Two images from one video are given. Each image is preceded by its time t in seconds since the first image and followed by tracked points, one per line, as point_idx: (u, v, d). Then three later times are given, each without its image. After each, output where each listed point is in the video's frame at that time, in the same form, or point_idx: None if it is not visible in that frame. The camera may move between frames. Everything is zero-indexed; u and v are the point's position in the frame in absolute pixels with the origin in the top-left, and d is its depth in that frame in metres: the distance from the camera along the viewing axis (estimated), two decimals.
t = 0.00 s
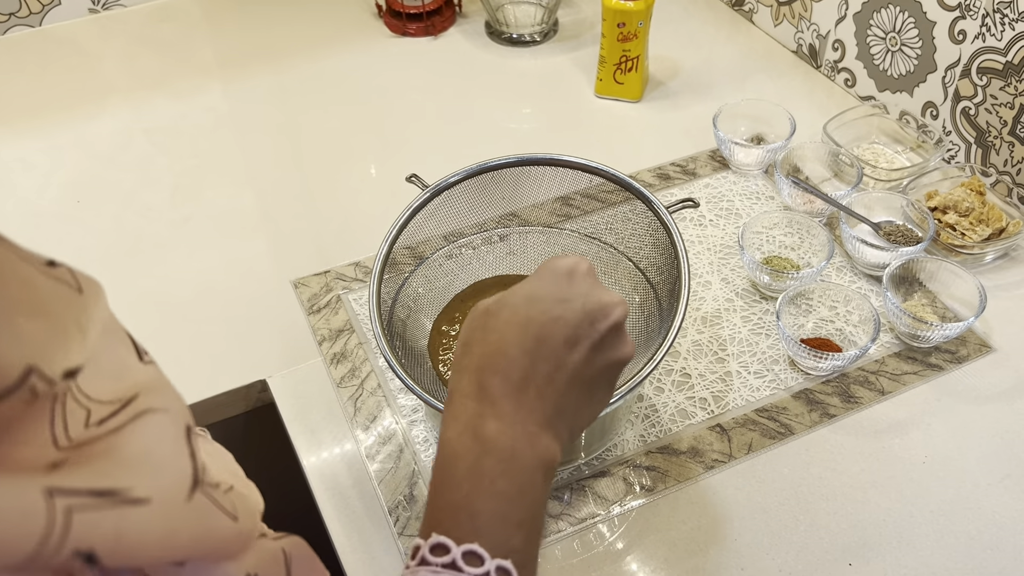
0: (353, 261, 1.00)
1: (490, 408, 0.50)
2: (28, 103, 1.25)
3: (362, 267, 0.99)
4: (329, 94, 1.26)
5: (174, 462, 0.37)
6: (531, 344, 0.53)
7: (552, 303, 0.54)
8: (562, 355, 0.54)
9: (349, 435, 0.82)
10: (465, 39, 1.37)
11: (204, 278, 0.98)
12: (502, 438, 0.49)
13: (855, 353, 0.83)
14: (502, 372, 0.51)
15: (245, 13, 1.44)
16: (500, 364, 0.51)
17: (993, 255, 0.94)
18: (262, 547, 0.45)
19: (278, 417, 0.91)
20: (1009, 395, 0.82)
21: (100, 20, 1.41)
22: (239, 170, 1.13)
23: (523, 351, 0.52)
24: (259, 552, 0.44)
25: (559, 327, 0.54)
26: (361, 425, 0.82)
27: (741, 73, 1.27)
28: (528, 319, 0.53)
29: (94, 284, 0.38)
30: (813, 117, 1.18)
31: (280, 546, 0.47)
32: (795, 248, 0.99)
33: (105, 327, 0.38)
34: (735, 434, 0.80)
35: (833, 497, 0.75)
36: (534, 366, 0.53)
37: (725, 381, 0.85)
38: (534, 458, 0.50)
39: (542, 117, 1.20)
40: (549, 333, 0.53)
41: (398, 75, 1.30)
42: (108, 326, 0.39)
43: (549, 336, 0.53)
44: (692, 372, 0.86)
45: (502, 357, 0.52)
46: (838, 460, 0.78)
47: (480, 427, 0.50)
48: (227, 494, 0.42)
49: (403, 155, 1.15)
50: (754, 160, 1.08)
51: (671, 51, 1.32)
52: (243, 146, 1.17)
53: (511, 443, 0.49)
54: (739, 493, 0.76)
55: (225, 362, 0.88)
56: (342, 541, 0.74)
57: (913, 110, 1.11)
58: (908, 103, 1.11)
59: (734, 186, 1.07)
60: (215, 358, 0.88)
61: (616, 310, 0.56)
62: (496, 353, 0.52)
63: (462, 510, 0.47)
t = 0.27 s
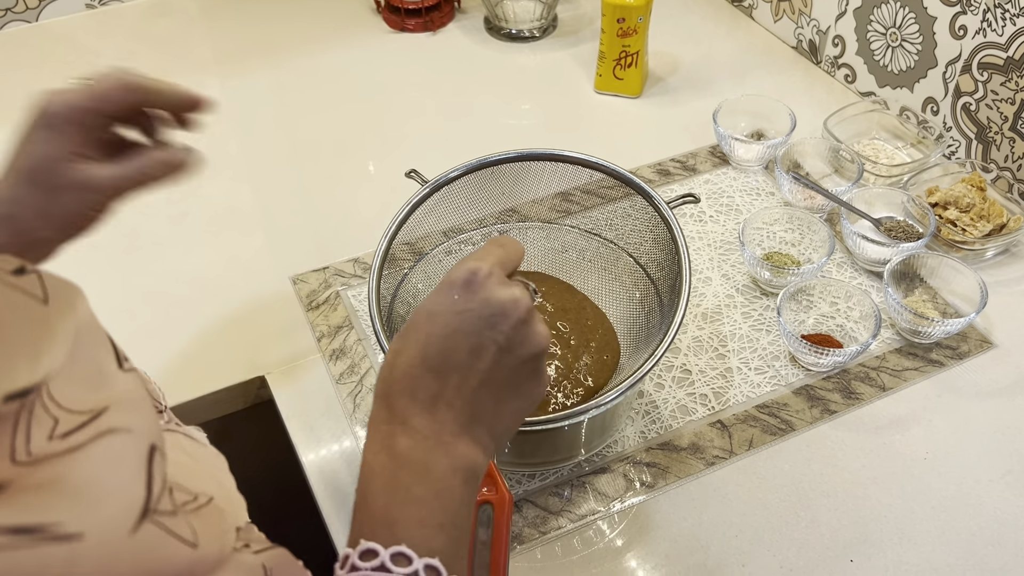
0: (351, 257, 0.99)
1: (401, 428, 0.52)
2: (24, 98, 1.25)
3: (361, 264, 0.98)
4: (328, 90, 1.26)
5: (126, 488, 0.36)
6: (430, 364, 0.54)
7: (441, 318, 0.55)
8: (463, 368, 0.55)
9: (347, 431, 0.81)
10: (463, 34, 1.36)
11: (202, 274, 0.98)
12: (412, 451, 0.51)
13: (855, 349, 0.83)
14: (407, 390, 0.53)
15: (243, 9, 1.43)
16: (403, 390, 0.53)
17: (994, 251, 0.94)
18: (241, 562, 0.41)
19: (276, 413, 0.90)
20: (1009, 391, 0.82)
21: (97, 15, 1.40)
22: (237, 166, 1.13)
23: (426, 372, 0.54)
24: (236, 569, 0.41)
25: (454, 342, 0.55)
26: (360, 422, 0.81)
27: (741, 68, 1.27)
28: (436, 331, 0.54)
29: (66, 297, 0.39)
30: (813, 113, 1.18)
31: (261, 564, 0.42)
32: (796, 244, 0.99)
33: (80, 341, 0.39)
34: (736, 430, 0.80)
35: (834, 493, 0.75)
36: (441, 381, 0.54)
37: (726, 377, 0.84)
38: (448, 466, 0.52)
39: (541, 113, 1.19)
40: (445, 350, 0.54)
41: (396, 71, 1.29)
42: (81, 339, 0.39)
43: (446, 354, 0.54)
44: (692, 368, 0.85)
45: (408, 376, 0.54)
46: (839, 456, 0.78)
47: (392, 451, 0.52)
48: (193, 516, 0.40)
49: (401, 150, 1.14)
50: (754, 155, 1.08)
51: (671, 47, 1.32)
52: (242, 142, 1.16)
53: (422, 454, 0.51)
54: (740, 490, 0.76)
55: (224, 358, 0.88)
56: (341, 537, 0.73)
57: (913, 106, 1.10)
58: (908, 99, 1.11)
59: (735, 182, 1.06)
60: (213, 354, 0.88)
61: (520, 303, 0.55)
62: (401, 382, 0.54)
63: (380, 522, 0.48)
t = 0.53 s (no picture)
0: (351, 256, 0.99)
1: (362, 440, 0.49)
2: (22, 96, 1.24)
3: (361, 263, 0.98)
4: (327, 88, 1.25)
5: (27, 547, 0.32)
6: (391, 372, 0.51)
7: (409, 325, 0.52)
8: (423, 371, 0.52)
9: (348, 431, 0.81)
10: (463, 32, 1.36)
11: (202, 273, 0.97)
12: (380, 466, 0.48)
13: (856, 348, 0.83)
14: (379, 400, 0.50)
15: (241, 6, 1.43)
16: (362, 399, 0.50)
17: (994, 250, 0.94)
18: None
19: (276, 413, 0.90)
20: (1010, 390, 0.82)
21: (96, 13, 1.39)
22: (236, 165, 1.12)
23: (392, 382, 0.51)
24: None
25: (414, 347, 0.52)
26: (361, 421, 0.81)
27: (740, 67, 1.27)
28: (409, 344, 0.50)
29: (28, 329, 0.35)
30: (813, 112, 1.18)
31: None
32: (796, 243, 0.99)
33: (38, 374, 0.35)
34: (736, 430, 0.80)
35: (835, 492, 0.75)
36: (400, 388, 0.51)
37: (726, 376, 0.84)
38: (414, 481, 0.49)
39: (541, 111, 1.19)
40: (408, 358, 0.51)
41: (396, 69, 1.29)
42: (49, 360, 0.36)
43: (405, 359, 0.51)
44: (693, 367, 0.85)
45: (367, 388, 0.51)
46: (839, 456, 0.78)
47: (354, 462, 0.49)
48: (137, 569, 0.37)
49: (401, 149, 1.14)
50: (754, 154, 1.08)
51: (671, 46, 1.32)
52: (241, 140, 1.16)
53: (388, 469, 0.48)
54: (740, 490, 0.76)
55: (224, 357, 0.87)
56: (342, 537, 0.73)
57: (913, 105, 1.10)
58: (908, 98, 1.11)
59: (735, 181, 1.06)
60: (214, 353, 0.88)
61: (491, 317, 0.52)
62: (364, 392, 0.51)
63: (340, 534, 0.46)
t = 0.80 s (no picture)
0: (346, 252, 0.98)
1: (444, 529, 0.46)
2: (14, 90, 1.24)
3: (355, 258, 0.97)
4: (322, 83, 1.25)
5: None
6: (505, 496, 0.48)
7: (537, 467, 0.51)
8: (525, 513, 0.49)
9: (342, 427, 0.81)
10: (459, 27, 1.35)
11: (196, 268, 0.97)
12: None
13: (853, 344, 0.82)
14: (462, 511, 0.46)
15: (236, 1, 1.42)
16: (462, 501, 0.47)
17: (991, 246, 0.94)
18: None
19: (270, 409, 0.90)
20: (1007, 386, 0.81)
21: (90, 8, 1.39)
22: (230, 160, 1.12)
23: (497, 502, 0.48)
24: None
25: (533, 482, 0.50)
26: (355, 418, 0.81)
27: (737, 63, 1.26)
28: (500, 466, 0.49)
29: None
30: (811, 107, 1.17)
31: None
32: (793, 239, 0.98)
33: None
34: (733, 426, 0.80)
35: (831, 488, 0.75)
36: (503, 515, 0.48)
37: (722, 372, 0.84)
38: None
39: (537, 107, 1.19)
40: (521, 491, 0.49)
41: (391, 64, 1.28)
42: (3, 329, 0.36)
43: (520, 494, 0.48)
44: (689, 363, 0.85)
45: (472, 497, 0.47)
46: (836, 452, 0.77)
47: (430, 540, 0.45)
48: (59, 554, 0.37)
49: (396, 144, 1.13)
50: (751, 150, 1.07)
51: (668, 41, 1.31)
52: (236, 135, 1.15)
53: None
54: (737, 487, 0.75)
55: (217, 353, 0.87)
56: (335, 534, 0.73)
57: (910, 100, 1.10)
58: (905, 93, 1.10)
59: (731, 176, 1.06)
60: (208, 349, 0.87)
61: (581, 488, 0.51)
62: (469, 494, 0.48)
63: None
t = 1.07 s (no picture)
0: (346, 250, 0.98)
1: None
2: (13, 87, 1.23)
3: (356, 257, 0.97)
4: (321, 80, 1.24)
5: None
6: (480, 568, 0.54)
7: (511, 530, 0.56)
8: None
9: (343, 426, 0.80)
10: (459, 24, 1.35)
11: (195, 267, 0.96)
12: None
13: (855, 343, 0.82)
14: None
15: None
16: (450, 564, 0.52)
17: (993, 244, 0.93)
18: (77, 534, 0.36)
19: (271, 408, 0.89)
20: (1009, 385, 0.81)
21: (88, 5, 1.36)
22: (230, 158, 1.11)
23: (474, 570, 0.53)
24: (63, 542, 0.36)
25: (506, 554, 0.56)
26: (356, 417, 0.80)
27: (739, 60, 1.26)
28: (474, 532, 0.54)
29: None
30: (812, 105, 1.17)
31: (99, 541, 0.37)
32: (795, 237, 0.98)
33: None
34: (735, 425, 0.79)
35: (834, 488, 0.74)
36: None
37: (724, 371, 0.84)
38: None
39: (538, 104, 1.18)
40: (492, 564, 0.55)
41: (391, 61, 1.28)
42: None
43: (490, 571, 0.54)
44: (691, 363, 0.85)
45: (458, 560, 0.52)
46: (838, 451, 0.77)
47: None
48: (25, 475, 0.35)
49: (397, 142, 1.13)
50: (752, 148, 1.07)
51: (669, 38, 1.31)
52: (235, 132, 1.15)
53: None
54: (739, 487, 0.75)
55: (217, 352, 0.86)
56: (336, 533, 0.72)
57: (912, 97, 1.10)
58: (907, 90, 1.10)
59: (733, 174, 1.06)
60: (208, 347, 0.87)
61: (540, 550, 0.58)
62: (450, 557, 0.52)
63: None
